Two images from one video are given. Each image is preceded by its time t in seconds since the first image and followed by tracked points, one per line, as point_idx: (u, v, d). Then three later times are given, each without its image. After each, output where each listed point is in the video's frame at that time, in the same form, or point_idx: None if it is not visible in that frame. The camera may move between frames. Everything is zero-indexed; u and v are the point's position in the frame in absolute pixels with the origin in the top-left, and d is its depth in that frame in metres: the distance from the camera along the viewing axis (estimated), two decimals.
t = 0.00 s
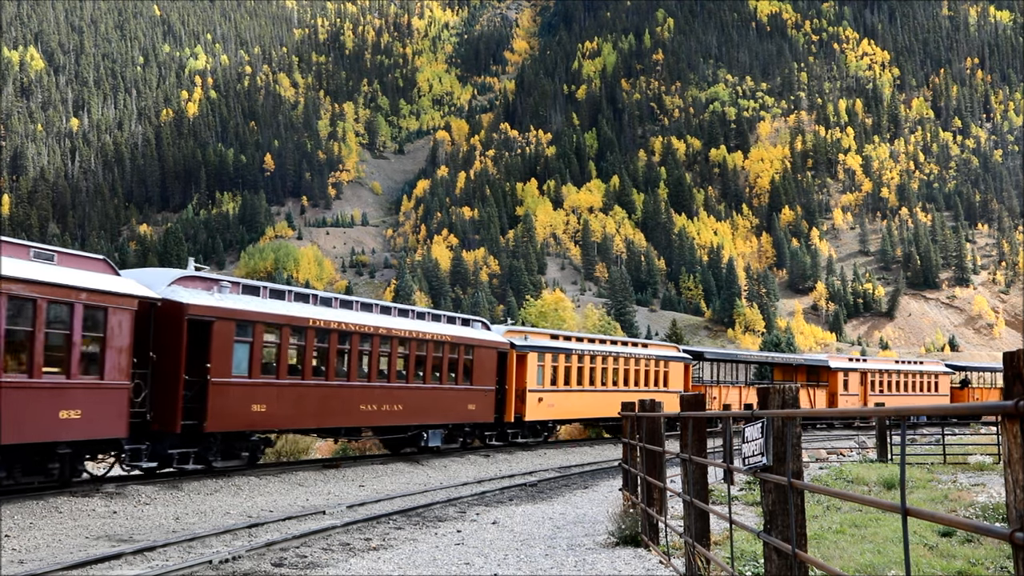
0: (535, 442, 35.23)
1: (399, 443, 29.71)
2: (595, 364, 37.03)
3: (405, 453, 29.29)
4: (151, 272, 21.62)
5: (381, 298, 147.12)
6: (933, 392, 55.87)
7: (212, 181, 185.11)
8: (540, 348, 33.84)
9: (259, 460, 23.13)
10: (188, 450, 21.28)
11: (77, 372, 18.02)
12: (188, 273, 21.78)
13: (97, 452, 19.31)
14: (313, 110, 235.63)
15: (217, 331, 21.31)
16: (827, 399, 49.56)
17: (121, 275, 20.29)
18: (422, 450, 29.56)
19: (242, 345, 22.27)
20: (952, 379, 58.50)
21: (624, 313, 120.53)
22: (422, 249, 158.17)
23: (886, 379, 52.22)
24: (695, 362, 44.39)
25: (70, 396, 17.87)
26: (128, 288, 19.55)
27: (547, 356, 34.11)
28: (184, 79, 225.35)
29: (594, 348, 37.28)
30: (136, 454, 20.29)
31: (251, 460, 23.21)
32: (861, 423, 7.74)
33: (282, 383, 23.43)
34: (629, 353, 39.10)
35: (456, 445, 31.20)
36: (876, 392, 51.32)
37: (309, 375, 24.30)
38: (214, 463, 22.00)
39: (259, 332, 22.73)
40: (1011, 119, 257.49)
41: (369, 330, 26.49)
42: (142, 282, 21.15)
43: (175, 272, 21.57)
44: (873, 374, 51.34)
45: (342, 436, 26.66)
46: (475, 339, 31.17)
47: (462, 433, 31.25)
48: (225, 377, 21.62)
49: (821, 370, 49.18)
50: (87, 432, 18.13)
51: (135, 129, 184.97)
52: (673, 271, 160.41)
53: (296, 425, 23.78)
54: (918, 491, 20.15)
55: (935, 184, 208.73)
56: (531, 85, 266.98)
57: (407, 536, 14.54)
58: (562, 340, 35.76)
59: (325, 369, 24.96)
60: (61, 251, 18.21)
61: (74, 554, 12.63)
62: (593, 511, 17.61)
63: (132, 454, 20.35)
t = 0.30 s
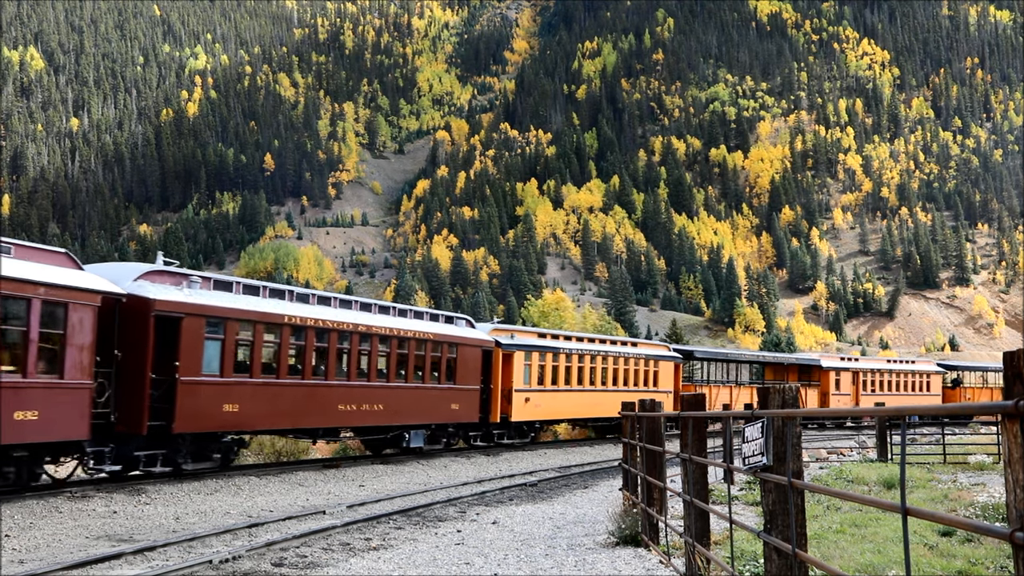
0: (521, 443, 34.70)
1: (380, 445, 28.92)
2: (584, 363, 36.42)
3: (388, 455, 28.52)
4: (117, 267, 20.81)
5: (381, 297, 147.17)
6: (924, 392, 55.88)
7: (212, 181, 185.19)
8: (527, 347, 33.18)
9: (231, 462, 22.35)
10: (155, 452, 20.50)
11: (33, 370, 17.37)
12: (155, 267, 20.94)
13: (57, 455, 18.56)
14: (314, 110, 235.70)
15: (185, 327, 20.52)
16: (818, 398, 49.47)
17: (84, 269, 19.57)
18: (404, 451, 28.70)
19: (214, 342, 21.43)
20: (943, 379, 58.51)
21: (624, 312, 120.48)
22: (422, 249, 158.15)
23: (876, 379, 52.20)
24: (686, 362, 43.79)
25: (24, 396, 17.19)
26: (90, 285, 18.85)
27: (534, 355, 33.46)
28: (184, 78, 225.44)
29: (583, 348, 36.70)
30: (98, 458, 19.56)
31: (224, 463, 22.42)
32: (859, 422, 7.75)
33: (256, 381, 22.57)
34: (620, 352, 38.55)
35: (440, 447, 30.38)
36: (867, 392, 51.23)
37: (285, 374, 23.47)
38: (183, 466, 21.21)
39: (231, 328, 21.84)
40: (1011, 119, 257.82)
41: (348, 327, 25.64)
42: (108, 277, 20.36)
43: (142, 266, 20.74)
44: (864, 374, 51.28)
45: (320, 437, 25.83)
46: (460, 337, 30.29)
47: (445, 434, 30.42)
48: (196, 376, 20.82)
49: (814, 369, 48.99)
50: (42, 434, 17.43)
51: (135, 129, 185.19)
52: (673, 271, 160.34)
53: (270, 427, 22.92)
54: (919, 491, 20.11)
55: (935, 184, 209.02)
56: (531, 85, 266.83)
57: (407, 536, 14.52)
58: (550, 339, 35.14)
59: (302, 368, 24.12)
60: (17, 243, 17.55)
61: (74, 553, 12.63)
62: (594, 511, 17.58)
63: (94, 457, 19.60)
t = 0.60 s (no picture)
0: (506, 445, 33.95)
1: (357, 446, 28.06)
2: (571, 362, 35.70)
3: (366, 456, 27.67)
4: (74, 261, 19.80)
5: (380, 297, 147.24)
6: (915, 391, 55.75)
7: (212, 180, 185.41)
8: (511, 346, 32.35)
9: (198, 465, 21.45)
10: (115, 456, 19.41)
11: None
12: (116, 261, 20.00)
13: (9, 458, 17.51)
14: (313, 110, 235.68)
15: (147, 323, 19.62)
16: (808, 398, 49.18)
17: (38, 262, 18.50)
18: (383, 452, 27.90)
19: (178, 339, 20.52)
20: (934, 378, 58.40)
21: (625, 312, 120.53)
22: (421, 249, 158.15)
23: (866, 379, 52.02)
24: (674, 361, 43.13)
25: None
26: (43, 277, 17.71)
27: (519, 354, 32.66)
28: (184, 78, 225.43)
29: (569, 347, 35.99)
30: (55, 462, 18.49)
31: (190, 466, 21.50)
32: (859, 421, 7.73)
33: (224, 380, 21.68)
34: (608, 351, 37.86)
35: (421, 448, 29.52)
36: (857, 391, 51.05)
37: (255, 373, 22.57)
38: (147, 470, 20.19)
39: (197, 324, 20.97)
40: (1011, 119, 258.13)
41: (322, 325, 24.76)
42: (64, 271, 19.37)
43: (102, 260, 19.81)
44: (854, 374, 51.06)
45: (293, 438, 24.95)
46: (441, 335, 29.52)
47: (425, 435, 29.55)
48: (159, 375, 19.87)
49: (804, 369, 48.72)
50: None
51: (135, 129, 185.63)
52: (673, 271, 160.26)
53: (239, 427, 22.02)
54: (918, 491, 20.10)
55: (934, 184, 209.32)
56: (531, 85, 266.74)
57: (407, 536, 14.53)
58: (536, 337, 34.36)
59: (273, 367, 23.22)
60: None
61: (73, 553, 12.63)
62: (594, 511, 17.57)
63: (48, 461, 18.39)
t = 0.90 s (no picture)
0: (491, 446, 33.37)
1: (337, 448, 27.40)
2: (559, 362, 35.30)
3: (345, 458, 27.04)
4: (35, 254, 18.99)
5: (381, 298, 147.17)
6: (907, 391, 55.62)
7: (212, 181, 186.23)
8: (496, 345, 31.89)
9: (167, 468, 20.75)
10: (76, 459, 18.74)
11: None
12: (79, 256, 19.22)
13: None
14: (313, 110, 235.22)
15: (111, 320, 18.81)
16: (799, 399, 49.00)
17: None
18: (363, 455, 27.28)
19: (145, 337, 19.71)
20: (926, 378, 58.21)
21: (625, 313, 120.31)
22: (421, 249, 158.02)
23: (857, 379, 51.85)
24: (663, 360, 43.04)
25: None
26: None
27: (504, 353, 32.21)
28: (184, 78, 225.11)
29: (557, 346, 35.53)
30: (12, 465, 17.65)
31: (159, 468, 20.73)
32: (860, 422, 7.74)
33: (194, 380, 20.89)
34: (598, 351, 37.51)
35: (403, 449, 28.91)
36: (848, 391, 50.86)
37: (229, 372, 21.83)
38: (111, 472, 19.47)
39: (165, 322, 20.17)
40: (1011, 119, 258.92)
41: (301, 322, 24.10)
42: (23, 265, 18.55)
43: (63, 254, 19.00)
44: (846, 374, 50.90)
45: (268, 440, 24.22)
46: (424, 333, 28.98)
47: (408, 436, 28.99)
48: (124, 375, 19.07)
49: (795, 368, 48.59)
50: None
51: (136, 129, 186.99)
52: (673, 271, 160.08)
53: (209, 428, 21.21)
54: (918, 491, 20.09)
55: (934, 184, 209.68)
56: (531, 84, 265.20)
57: (407, 536, 14.53)
58: (523, 336, 33.91)
59: (248, 366, 22.51)
60: None
61: (74, 554, 12.63)
62: (594, 511, 17.58)
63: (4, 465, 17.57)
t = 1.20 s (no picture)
0: (475, 447, 32.54)
1: (312, 450, 26.66)
2: (545, 361, 34.74)
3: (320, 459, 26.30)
4: None
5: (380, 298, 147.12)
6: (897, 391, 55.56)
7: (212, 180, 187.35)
8: (478, 343, 31.28)
9: (128, 471, 19.81)
10: (28, 463, 17.75)
11: None
12: (35, 248, 18.20)
13: None
14: (313, 110, 235.34)
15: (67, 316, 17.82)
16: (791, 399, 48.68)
17: None
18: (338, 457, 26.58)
19: (103, 334, 18.76)
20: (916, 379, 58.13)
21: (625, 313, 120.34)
22: (421, 249, 158.01)
23: (848, 378, 51.60)
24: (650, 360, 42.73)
25: None
26: None
27: (486, 351, 31.64)
28: (184, 79, 225.21)
29: (542, 345, 34.96)
30: None
31: (119, 472, 19.77)
32: (859, 422, 7.76)
33: (156, 379, 20.00)
34: (585, 349, 37.03)
35: (381, 452, 28.20)
36: (840, 391, 50.60)
37: (194, 371, 20.97)
38: (68, 477, 18.50)
39: (126, 318, 19.25)
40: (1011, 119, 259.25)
41: (272, 320, 23.31)
42: None
43: (16, 245, 17.95)
44: (837, 374, 50.70)
45: (238, 441, 23.39)
46: (404, 332, 28.28)
47: (386, 437, 28.26)
48: (80, 374, 18.09)
49: (786, 368, 48.29)
50: None
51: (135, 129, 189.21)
52: (673, 271, 159.94)
53: (173, 431, 20.31)
54: (919, 491, 20.07)
55: (934, 185, 210.24)
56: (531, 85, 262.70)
57: (407, 535, 14.53)
58: (506, 334, 33.29)
59: (216, 365, 21.65)
60: None
61: (74, 554, 12.61)
62: (594, 511, 17.58)
63: None
